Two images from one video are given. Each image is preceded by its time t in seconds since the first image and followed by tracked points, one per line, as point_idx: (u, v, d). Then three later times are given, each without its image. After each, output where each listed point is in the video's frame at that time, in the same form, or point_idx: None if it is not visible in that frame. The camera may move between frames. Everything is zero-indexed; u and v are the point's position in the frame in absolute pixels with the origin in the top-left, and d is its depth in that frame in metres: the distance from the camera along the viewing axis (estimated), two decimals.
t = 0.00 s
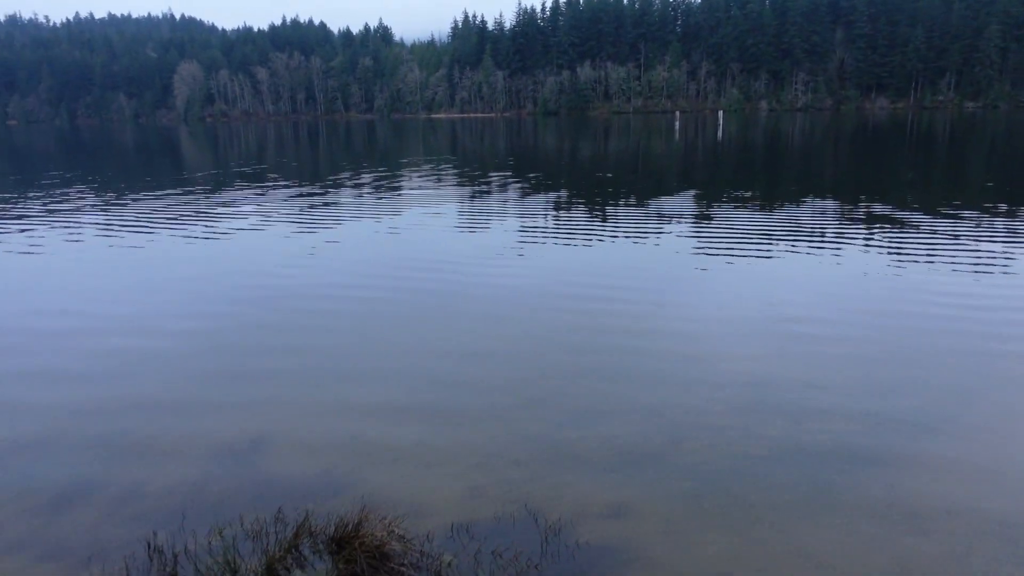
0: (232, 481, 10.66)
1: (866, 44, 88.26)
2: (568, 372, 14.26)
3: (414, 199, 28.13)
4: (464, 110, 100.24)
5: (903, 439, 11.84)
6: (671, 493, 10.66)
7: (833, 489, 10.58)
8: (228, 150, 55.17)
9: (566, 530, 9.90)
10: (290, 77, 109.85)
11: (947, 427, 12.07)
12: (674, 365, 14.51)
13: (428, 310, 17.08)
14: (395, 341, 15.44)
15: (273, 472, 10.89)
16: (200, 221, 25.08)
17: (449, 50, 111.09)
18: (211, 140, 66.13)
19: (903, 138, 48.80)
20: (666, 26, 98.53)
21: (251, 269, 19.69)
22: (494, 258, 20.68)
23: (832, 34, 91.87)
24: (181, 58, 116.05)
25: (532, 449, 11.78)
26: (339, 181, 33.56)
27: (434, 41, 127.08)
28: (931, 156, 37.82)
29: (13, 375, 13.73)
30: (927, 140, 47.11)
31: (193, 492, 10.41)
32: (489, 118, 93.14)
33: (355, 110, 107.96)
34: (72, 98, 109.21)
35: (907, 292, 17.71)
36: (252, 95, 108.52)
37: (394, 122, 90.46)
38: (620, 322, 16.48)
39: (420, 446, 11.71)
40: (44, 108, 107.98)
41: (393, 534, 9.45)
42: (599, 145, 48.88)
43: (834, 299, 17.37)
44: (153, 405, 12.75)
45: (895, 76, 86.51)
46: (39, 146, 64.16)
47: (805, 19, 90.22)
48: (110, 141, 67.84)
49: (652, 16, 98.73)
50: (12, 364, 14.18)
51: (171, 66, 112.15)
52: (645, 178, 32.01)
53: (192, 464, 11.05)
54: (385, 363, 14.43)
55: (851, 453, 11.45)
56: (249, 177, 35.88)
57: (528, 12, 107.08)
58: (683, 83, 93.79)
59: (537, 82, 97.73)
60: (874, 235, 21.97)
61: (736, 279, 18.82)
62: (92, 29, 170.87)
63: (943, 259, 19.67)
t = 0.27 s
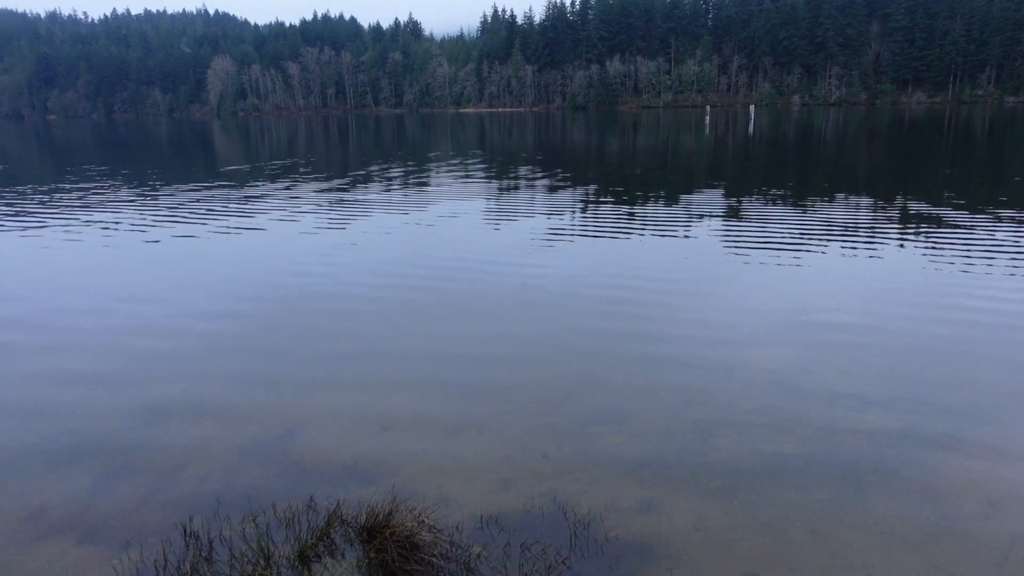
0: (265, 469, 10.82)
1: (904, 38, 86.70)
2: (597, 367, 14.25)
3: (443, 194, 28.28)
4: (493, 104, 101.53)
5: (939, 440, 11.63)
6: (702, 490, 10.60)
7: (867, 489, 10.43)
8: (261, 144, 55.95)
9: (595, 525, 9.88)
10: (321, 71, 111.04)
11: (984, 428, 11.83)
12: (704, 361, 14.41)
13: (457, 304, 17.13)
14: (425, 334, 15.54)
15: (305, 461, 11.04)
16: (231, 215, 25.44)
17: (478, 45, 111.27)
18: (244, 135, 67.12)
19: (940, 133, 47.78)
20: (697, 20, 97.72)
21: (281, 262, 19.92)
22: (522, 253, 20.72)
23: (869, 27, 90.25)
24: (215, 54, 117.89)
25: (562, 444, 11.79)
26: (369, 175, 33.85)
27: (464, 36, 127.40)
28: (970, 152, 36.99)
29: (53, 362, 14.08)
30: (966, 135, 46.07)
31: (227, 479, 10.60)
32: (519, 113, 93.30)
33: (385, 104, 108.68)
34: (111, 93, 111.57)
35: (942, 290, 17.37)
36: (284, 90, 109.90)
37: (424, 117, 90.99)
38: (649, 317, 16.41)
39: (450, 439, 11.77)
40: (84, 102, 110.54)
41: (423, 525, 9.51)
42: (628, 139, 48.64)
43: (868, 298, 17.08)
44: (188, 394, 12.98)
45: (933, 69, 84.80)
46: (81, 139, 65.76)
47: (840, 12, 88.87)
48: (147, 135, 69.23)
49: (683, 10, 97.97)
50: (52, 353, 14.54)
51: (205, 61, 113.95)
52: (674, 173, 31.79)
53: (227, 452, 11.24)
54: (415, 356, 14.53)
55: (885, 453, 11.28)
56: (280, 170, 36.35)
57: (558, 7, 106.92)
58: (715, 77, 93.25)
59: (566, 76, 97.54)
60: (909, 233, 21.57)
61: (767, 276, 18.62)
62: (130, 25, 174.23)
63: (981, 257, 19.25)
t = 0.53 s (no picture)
0: (299, 459, 10.97)
1: (947, 34, 84.68)
2: (628, 364, 14.17)
3: (473, 189, 28.33)
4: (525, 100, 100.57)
5: (982, 444, 11.33)
6: (735, 490, 10.47)
7: (905, 494, 10.20)
8: (294, 138, 56.53)
9: (627, 521, 9.82)
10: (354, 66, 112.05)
11: None
12: (738, 361, 14.23)
13: (487, 299, 17.17)
14: (456, 328, 15.57)
15: (339, 452, 11.15)
16: (264, 208, 25.76)
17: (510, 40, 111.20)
18: (278, 129, 67.92)
19: (985, 132, 46.56)
20: (732, 15, 96.58)
21: (312, 255, 20.12)
22: (552, 248, 20.67)
23: (910, 22, 88.31)
24: (251, 48, 119.40)
25: (594, 440, 11.76)
26: (400, 169, 34.06)
27: (496, 31, 127.28)
28: (1016, 151, 35.96)
29: (92, 349, 14.40)
30: (1012, 133, 44.80)
31: (262, 468, 10.75)
32: (550, 108, 93.06)
33: (417, 99, 109.06)
34: (149, 87, 113.63)
35: (984, 292, 16.92)
36: (317, 85, 110.95)
37: (455, 112, 91.21)
38: (681, 315, 16.26)
39: (482, 433, 11.80)
40: (123, 96, 112.79)
41: (456, 517, 9.55)
42: (660, 136, 48.25)
43: (906, 299, 16.72)
44: (223, 383, 13.18)
45: (977, 65, 82.64)
46: (122, 132, 67.15)
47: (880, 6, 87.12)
48: (184, 128, 70.43)
49: (718, 4, 96.88)
50: (91, 340, 14.87)
51: (241, 56, 115.46)
52: (707, 170, 31.46)
53: (262, 441, 11.40)
54: (446, 349, 14.59)
55: (925, 457, 11.02)
56: (313, 164, 36.76)
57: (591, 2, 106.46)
58: (749, 73, 92.14)
59: (599, 71, 97.22)
60: (949, 233, 21.05)
61: (801, 275, 18.34)
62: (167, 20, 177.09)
63: None
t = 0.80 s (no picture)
0: (335, 449, 11.11)
1: (995, 17, 81.63)
2: (661, 359, 14.09)
3: (504, 183, 28.39)
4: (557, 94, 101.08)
5: None
6: (771, 486, 10.35)
7: (947, 492, 9.99)
8: (328, 133, 57.12)
9: (662, 515, 9.77)
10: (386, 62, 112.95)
11: None
12: (773, 356, 14.06)
13: (518, 293, 17.19)
14: (487, 322, 15.64)
15: (374, 442, 11.27)
16: (298, 202, 26.09)
17: (542, 33, 110.98)
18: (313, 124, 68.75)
19: None
20: (768, 6, 95.14)
21: (345, 249, 20.32)
22: (583, 243, 20.62)
23: (954, 10, 85.97)
24: (285, 45, 120.91)
25: (627, 433, 11.73)
26: (432, 164, 34.28)
27: (528, 24, 126.88)
28: None
29: (133, 340, 14.76)
30: None
31: (299, 456, 10.94)
32: (582, 102, 92.65)
33: (449, 93, 109.34)
34: (188, 84, 115.86)
35: None
36: (350, 80, 111.97)
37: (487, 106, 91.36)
38: (715, 310, 16.11)
39: (514, 425, 11.84)
40: (162, 93, 115.22)
41: (490, 509, 9.58)
42: (693, 129, 47.78)
43: (947, 295, 16.34)
44: (260, 373, 13.40)
45: None
46: (163, 129, 68.63)
47: None
48: (222, 125, 71.70)
49: None
50: (132, 330, 15.22)
51: (276, 53, 116.98)
52: (741, 164, 31.08)
53: (299, 431, 11.60)
54: (479, 342, 14.65)
55: (968, 456, 10.77)
56: (346, 160, 37.18)
57: None
58: (785, 64, 90.65)
59: (632, 64, 96.75)
60: (993, 227, 20.49)
61: (838, 270, 18.03)
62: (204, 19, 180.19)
63: None
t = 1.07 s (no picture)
0: (373, 442, 11.23)
1: None
2: (698, 358, 13.93)
3: (538, 180, 28.36)
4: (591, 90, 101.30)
5: None
6: (812, 488, 10.17)
7: (997, 498, 9.69)
8: (363, 130, 57.63)
9: (700, 515, 9.66)
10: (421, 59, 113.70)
11: None
12: (814, 356, 13.81)
13: (553, 290, 17.15)
14: (522, 318, 15.63)
15: (412, 435, 11.36)
16: (334, 199, 26.37)
17: (576, 30, 110.56)
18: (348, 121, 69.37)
19: None
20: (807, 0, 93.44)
21: (379, 245, 20.50)
22: (618, 240, 20.50)
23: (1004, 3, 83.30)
24: (321, 43, 122.06)
25: (665, 432, 11.62)
26: (465, 161, 34.40)
27: (563, 19, 126.22)
28: None
29: (175, 332, 15.07)
30: None
31: (338, 449, 11.05)
32: (617, 98, 92.05)
33: (483, 90, 109.39)
34: (227, 82, 117.46)
35: None
36: (386, 77, 112.62)
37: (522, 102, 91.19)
38: (753, 309, 15.89)
39: (551, 422, 11.81)
40: (202, 91, 117.31)
41: (528, 504, 9.57)
42: (730, 126, 47.16)
43: (995, 296, 15.85)
44: (299, 367, 13.59)
45: None
46: (204, 126, 69.90)
47: None
48: (260, 122, 72.76)
49: None
50: (174, 323, 15.55)
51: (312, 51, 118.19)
52: (779, 161, 30.59)
53: (338, 424, 11.72)
54: (514, 339, 14.65)
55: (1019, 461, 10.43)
56: (381, 156, 37.51)
57: None
58: (825, 59, 88.99)
59: (668, 60, 96.00)
60: None
61: (879, 269, 17.64)
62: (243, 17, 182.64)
63: None
